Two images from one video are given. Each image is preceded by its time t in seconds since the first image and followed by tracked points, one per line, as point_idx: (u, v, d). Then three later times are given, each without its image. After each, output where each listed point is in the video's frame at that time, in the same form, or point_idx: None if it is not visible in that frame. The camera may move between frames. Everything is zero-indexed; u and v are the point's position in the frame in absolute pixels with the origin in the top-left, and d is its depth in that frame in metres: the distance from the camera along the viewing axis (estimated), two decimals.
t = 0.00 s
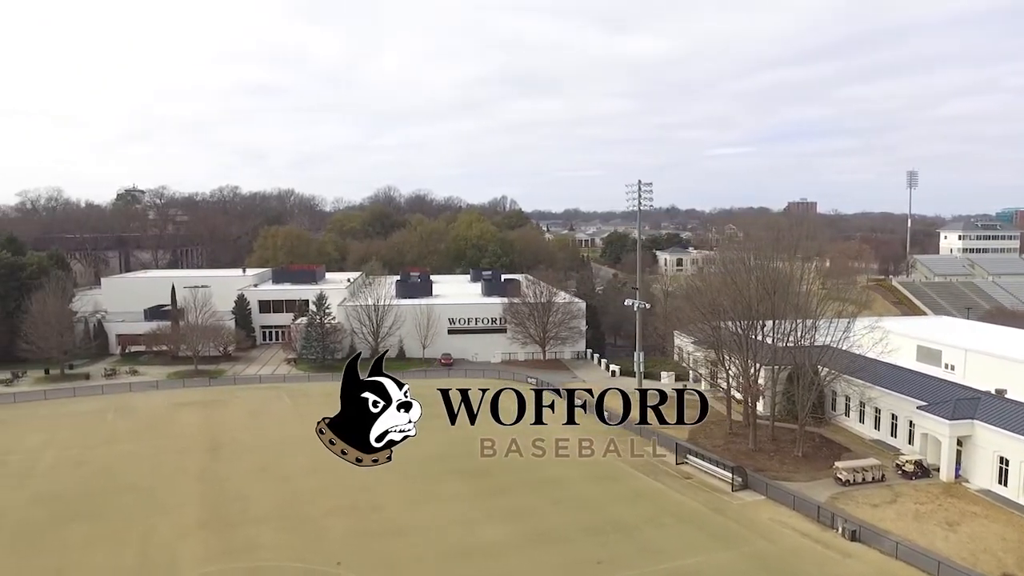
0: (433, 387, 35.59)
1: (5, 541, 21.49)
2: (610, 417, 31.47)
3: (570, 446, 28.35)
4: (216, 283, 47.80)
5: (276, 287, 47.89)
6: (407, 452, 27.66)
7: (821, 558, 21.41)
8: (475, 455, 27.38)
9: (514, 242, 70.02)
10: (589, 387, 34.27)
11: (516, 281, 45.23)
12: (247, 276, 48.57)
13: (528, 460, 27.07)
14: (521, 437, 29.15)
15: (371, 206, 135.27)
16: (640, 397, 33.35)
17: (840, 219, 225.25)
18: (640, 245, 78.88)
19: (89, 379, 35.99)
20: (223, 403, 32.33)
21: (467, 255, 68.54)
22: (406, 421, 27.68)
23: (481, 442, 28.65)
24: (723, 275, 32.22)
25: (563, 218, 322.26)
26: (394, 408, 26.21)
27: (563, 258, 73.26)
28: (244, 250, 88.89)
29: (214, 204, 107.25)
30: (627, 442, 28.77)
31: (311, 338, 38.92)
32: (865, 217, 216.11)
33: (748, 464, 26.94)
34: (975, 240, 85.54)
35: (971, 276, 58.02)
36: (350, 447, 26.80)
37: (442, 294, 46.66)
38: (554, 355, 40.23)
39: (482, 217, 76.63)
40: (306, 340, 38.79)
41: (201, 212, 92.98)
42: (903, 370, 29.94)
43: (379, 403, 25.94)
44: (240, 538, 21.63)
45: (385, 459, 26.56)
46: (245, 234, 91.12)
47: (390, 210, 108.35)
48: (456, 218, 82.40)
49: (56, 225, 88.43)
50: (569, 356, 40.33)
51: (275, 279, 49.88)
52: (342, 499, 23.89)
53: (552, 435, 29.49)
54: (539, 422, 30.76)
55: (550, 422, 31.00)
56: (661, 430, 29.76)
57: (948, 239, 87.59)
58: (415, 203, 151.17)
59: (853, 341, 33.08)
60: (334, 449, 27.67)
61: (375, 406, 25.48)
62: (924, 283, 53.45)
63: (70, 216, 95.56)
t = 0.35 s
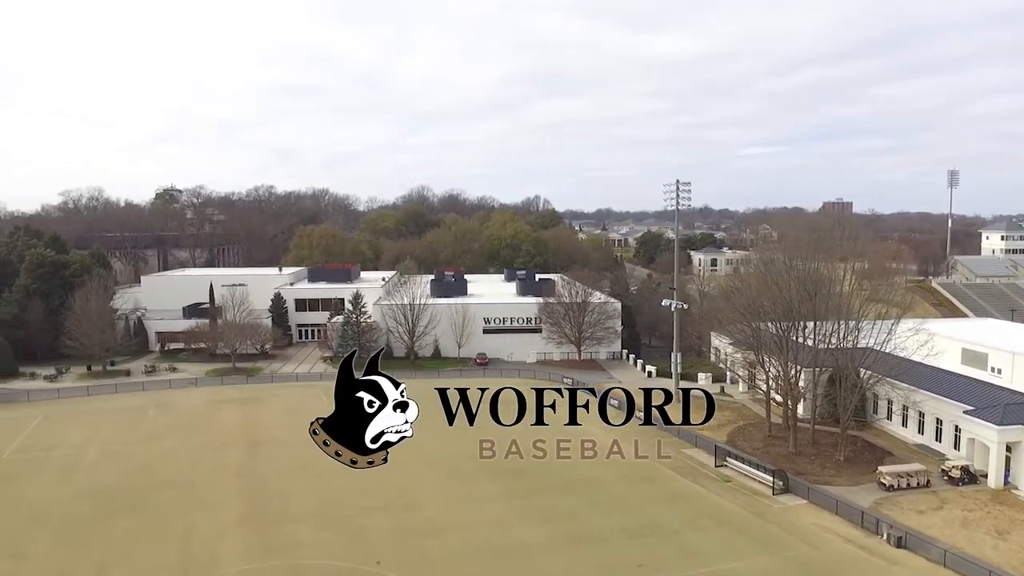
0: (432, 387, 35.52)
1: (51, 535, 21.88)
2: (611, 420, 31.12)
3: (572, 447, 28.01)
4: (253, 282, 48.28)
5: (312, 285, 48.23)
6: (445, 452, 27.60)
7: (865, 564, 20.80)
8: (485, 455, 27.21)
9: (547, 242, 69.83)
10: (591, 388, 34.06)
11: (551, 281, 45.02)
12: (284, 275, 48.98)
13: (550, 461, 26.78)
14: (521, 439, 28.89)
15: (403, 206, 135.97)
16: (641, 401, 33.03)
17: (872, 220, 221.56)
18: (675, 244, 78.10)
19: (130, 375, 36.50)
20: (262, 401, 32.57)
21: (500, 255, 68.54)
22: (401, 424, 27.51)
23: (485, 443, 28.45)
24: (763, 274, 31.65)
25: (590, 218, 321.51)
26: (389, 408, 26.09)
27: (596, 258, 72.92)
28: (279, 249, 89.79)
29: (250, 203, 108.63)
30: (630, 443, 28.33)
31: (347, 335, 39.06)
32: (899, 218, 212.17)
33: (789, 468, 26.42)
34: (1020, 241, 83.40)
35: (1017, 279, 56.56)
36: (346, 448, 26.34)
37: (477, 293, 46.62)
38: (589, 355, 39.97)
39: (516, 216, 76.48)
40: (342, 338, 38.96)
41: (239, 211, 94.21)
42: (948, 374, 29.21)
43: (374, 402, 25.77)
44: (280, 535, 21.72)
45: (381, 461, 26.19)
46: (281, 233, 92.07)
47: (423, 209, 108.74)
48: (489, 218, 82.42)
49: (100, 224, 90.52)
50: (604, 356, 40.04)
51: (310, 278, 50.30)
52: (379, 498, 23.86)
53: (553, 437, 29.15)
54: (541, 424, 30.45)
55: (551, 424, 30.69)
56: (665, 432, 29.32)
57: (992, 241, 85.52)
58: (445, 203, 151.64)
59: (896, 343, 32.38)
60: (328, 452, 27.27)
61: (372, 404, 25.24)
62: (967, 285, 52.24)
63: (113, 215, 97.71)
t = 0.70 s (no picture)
0: (431, 386, 35.42)
1: (95, 529, 22.28)
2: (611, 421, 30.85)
3: (573, 449, 27.80)
4: (288, 280, 48.67)
5: (346, 284, 48.48)
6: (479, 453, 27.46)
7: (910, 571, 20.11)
8: (485, 457, 27.02)
9: (580, 242, 69.55)
10: (594, 388, 33.93)
11: (586, 281, 44.77)
12: (318, 274, 49.32)
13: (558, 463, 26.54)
14: (521, 440, 28.70)
15: (433, 205, 136.28)
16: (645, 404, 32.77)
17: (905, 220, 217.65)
18: (711, 244, 77.18)
19: (168, 373, 37.00)
20: (300, 400, 32.74)
21: (533, 255, 68.39)
22: (399, 424, 27.46)
23: (484, 445, 28.27)
24: (802, 275, 31.08)
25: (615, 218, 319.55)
26: (384, 409, 26.03)
27: (630, 258, 72.49)
28: (314, 248, 90.45)
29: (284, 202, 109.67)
30: (632, 445, 28.04)
31: (382, 334, 39.20)
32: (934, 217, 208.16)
33: (828, 472, 25.81)
34: None
35: None
36: (340, 449, 26.17)
37: (511, 293, 46.54)
38: (623, 355, 39.70)
39: (548, 216, 76.23)
40: (377, 337, 39.13)
41: (274, 210, 95.19)
42: (993, 378, 28.38)
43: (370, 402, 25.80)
44: (316, 534, 21.78)
45: (375, 463, 25.99)
46: (315, 232, 92.82)
47: (462, 210, 109.21)
48: (522, 218, 82.25)
49: (139, 223, 92.23)
50: (638, 357, 39.77)
51: (344, 277, 50.62)
52: (415, 498, 23.80)
53: (555, 439, 28.95)
54: (541, 424, 30.27)
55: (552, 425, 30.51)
56: (667, 434, 29.01)
57: None
58: (475, 203, 151.80)
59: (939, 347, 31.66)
60: (322, 452, 27.14)
61: (366, 403, 25.24)
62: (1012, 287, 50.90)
63: (152, 214, 99.50)
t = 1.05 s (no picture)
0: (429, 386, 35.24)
1: (140, 525, 22.58)
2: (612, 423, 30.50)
3: (575, 451, 27.49)
4: (326, 279, 49.01)
5: (383, 284, 48.70)
6: (518, 453, 27.27)
7: None
8: (483, 459, 26.82)
9: (616, 242, 69.27)
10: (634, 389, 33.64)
11: (623, 281, 44.48)
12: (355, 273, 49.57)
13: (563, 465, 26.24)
14: (521, 441, 28.46)
15: (466, 205, 136.56)
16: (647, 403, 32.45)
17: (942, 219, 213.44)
18: (749, 244, 76.22)
19: (208, 370, 37.42)
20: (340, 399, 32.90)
21: (569, 255, 68.26)
22: (395, 425, 26.65)
23: (483, 446, 28.06)
24: (845, 276, 30.43)
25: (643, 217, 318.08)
26: (382, 408, 25.27)
27: (666, 258, 72.05)
28: (350, 248, 91.24)
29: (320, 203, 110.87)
30: (635, 446, 27.65)
31: (419, 334, 39.30)
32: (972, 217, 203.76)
33: (873, 477, 25.00)
34: None
35: None
36: (335, 451, 25.91)
37: (548, 292, 46.44)
38: (662, 356, 39.41)
39: (583, 215, 75.92)
40: (415, 337, 39.22)
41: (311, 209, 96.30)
42: None
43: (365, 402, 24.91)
44: (357, 532, 21.82)
45: (372, 464, 25.76)
46: (352, 231, 93.64)
47: (496, 209, 109.49)
48: (557, 218, 82.15)
49: (180, 222, 94.01)
50: (677, 358, 39.45)
51: (381, 276, 50.85)
52: (455, 499, 23.73)
53: (557, 440, 28.66)
54: (543, 425, 30.00)
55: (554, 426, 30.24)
56: (671, 435, 28.60)
57: None
58: (507, 203, 151.97)
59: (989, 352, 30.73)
60: (316, 455, 26.89)
61: (362, 403, 24.37)
62: None
63: (193, 213, 101.37)
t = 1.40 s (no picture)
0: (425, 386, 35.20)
1: (178, 521, 22.85)
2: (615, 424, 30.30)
3: (576, 452, 27.26)
4: (357, 278, 49.28)
5: (414, 283, 48.87)
6: (552, 455, 27.03)
7: None
8: (483, 460, 26.62)
9: (647, 242, 69.00)
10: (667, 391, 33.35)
11: (655, 281, 44.23)
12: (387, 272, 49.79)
13: (565, 466, 25.96)
14: (521, 442, 28.28)
15: (494, 205, 136.84)
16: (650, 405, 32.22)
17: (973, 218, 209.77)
18: (782, 244, 75.38)
19: (242, 368, 37.82)
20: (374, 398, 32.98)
21: (600, 255, 68.13)
22: (391, 426, 26.74)
23: (482, 447, 27.88)
24: (885, 277, 29.86)
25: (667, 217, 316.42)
26: (378, 409, 25.42)
27: (698, 258, 71.62)
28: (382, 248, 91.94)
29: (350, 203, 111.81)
30: (638, 447, 27.34)
31: (451, 334, 39.34)
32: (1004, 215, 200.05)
33: (912, 482, 24.09)
34: None
35: None
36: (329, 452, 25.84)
37: (579, 292, 46.35)
38: (694, 357, 39.14)
39: (614, 215, 75.73)
40: (447, 336, 39.29)
41: (343, 209, 97.23)
42: None
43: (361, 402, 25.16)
44: (395, 531, 21.87)
45: (367, 466, 25.72)
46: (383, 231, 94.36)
47: (525, 208, 109.63)
48: (588, 217, 82.04)
49: (213, 221, 95.39)
50: (709, 359, 39.18)
51: (412, 276, 51.03)
52: (492, 499, 23.65)
53: (558, 441, 28.47)
54: (543, 426, 29.88)
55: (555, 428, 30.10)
56: (676, 436, 28.24)
57: None
58: (534, 203, 152.14)
59: None
60: (309, 457, 26.87)
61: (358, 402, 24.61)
62: None
63: (226, 213, 102.74)
